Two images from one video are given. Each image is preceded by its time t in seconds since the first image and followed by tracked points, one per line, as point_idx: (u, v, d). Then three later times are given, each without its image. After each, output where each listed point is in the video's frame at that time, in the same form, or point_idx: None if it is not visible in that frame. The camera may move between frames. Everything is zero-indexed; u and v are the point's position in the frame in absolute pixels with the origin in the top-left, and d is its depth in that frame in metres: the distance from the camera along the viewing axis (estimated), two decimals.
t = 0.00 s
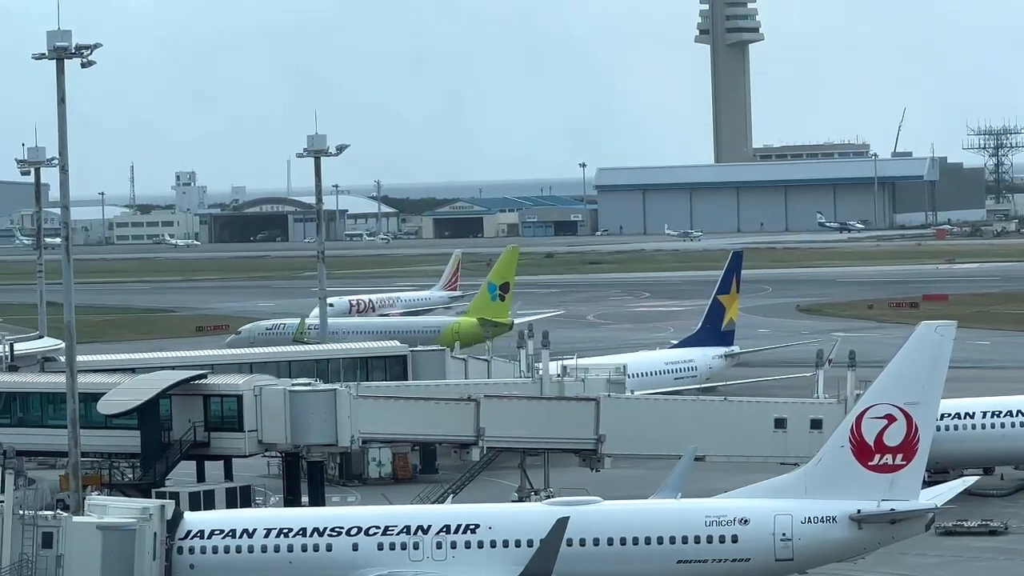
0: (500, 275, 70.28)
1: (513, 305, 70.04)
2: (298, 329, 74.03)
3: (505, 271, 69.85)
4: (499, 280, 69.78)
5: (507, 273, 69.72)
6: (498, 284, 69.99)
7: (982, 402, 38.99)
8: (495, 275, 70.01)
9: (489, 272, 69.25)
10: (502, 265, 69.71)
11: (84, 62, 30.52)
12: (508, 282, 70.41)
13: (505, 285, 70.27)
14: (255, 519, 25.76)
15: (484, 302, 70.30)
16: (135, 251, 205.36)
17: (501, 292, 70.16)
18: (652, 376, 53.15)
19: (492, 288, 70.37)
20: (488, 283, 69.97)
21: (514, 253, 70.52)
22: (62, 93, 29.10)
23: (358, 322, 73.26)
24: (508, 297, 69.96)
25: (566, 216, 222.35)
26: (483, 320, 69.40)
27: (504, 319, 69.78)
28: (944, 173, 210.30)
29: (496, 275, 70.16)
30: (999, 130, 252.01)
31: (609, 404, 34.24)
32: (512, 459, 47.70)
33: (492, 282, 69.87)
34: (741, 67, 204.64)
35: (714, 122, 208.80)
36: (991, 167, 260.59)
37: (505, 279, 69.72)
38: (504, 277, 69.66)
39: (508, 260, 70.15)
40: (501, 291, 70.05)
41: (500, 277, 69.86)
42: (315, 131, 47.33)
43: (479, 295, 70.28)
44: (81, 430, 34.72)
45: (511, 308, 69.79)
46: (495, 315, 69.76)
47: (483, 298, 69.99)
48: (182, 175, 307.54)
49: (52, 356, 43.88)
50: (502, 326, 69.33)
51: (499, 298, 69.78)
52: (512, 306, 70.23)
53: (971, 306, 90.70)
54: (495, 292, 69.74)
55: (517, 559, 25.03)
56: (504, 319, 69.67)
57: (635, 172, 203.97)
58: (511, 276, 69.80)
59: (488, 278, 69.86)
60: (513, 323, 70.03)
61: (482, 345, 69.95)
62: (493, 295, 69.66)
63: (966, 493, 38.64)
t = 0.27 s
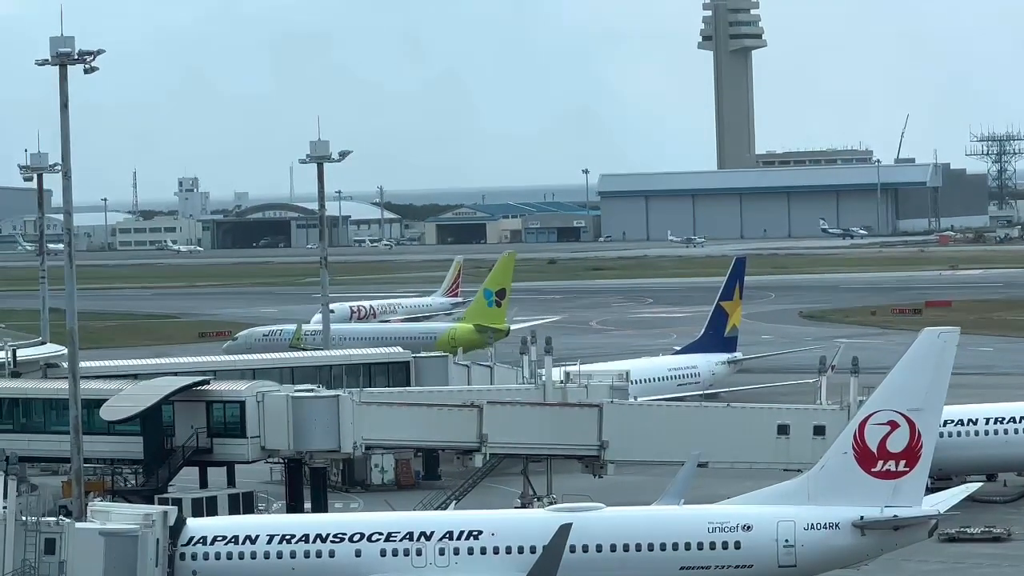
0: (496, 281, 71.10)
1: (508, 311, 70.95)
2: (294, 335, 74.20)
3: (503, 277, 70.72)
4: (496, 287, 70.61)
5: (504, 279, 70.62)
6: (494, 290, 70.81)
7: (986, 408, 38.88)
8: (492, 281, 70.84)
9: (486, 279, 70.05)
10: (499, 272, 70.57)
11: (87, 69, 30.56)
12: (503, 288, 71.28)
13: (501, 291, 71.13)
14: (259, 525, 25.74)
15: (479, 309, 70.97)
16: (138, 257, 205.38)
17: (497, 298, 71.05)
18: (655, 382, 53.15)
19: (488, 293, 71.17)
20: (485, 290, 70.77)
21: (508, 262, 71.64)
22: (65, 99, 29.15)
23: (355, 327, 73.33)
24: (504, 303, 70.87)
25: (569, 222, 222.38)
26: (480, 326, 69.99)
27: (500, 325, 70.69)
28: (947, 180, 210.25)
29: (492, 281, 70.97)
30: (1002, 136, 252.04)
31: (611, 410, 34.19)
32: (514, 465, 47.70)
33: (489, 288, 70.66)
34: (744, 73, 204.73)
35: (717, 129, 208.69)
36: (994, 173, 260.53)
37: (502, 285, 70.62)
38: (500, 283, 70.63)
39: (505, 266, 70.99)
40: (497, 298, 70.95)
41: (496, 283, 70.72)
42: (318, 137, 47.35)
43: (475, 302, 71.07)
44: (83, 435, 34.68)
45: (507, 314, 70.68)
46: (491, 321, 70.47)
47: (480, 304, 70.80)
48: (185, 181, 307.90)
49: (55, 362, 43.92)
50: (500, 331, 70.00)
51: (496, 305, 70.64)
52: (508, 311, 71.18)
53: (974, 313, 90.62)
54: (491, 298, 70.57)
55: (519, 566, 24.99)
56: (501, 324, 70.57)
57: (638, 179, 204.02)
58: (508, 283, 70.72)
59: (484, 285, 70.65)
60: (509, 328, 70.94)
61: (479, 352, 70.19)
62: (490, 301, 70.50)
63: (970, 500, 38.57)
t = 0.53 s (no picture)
0: (492, 285, 71.11)
1: (504, 315, 70.93)
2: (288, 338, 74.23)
3: (498, 281, 70.71)
4: (491, 291, 70.62)
5: (499, 283, 70.60)
6: (489, 294, 70.84)
7: (987, 413, 38.91)
8: (488, 285, 70.85)
9: (481, 283, 70.09)
10: (495, 276, 70.56)
11: (89, 72, 30.57)
12: (500, 292, 71.26)
13: (497, 295, 71.14)
14: (260, 529, 25.74)
15: (475, 312, 71.12)
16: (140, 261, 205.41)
17: (493, 302, 71.01)
18: (657, 387, 53.11)
19: (483, 297, 71.21)
20: (480, 293, 70.80)
21: (505, 264, 71.44)
22: (68, 103, 29.18)
23: (351, 331, 73.43)
24: (499, 307, 70.85)
25: (571, 227, 222.37)
26: (474, 329, 70.08)
27: (495, 329, 70.71)
28: (949, 185, 210.22)
29: (488, 285, 70.98)
30: (1004, 142, 252.06)
31: (614, 414, 34.17)
32: (516, 469, 47.70)
33: (484, 292, 70.68)
34: (745, 78, 204.80)
35: (719, 133, 208.57)
36: (996, 178, 260.54)
37: (497, 290, 70.60)
38: (496, 287, 70.58)
39: (501, 270, 70.97)
40: (493, 302, 70.96)
41: (492, 287, 70.71)
42: (321, 141, 47.40)
43: (470, 306, 71.14)
44: (85, 439, 34.68)
45: (503, 318, 70.68)
46: (486, 325, 70.60)
47: (475, 308, 70.87)
48: (187, 185, 307.96)
49: (57, 366, 43.93)
50: (493, 336, 70.14)
51: (491, 309, 70.65)
52: (504, 315, 71.15)
53: (976, 317, 90.62)
54: (487, 302, 70.60)
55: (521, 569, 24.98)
56: (496, 328, 70.60)
57: (640, 183, 203.99)
58: (504, 287, 70.68)
59: (480, 289, 70.68)
60: (504, 333, 70.94)
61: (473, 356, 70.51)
62: (485, 305, 70.54)
63: (971, 505, 38.58)
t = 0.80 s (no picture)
0: (484, 286, 71.42)
1: (495, 316, 71.26)
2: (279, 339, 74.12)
3: (490, 283, 71.09)
4: (484, 292, 70.91)
5: (492, 285, 70.98)
6: (481, 296, 71.13)
7: (986, 415, 38.94)
8: (480, 287, 71.14)
9: (474, 284, 70.33)
10: (487, 277, 70.91)
11: (88, 73, 30.59)
12: (490, 295, 71.61)
13: (488, 297, 71.46)
14: (259, 530, 25.74)
15: (466, 314, 71.28)
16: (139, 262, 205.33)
17: (484, 304, 71.30)
18: (656, 388, 53.10)
19: (474, 299, 71.45)
20: (472, 295, 71.04)
21: (496, 266, 71.84)
22: (67, 104, 29.18)
23: (344, 331, 73.42)
24: (491, 309, 71.16)
25: (570, 228, 222.39)
26: (467, 330, 70.13)
27: (487, 330, 70.97)
28: (948, 186, 210.20)
29: (479, 286, 71.28)
30: (1003, 143, 251.99)
31: (612, 416, 34.18)
32: (515, 470, 47.70)
33: (477, 293, 70.93)
34: (744, 79, 204.78)
35: (718, 134, 208.64)
36: (995, 180, 260.51)
37: (490, 291, 70.93)
38: (488, 288, 70.91)
39: (492, 272, 71.38)
40: (485, 303, 71.27)
41: (484, 289, 71.00)
42: (320, 142, 47.41)
43: (462, 307, 71.28)
44: (84, 440, 34.66)
45: (494, 319, 70.99)
46: (478, 326, 70.73)
47: (467, 309, 71.04)
48: (187, 186, 307.91)
49: (56, 367, 43.92)
50: (486, 336, 70.26)
51: (484, 310, 70.92)
52: (494, 318, 71.47)
53: (975, 319, 90.59)
54: (479, 304, 70.84)
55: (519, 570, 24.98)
56: (488, 329, 70.82)
57: (639, 184, 203.98)
58: (496, 289, 71.05)
59: (472, 290, 70.92)
60: (495, 335, 71.21)
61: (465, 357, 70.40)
62: (478, 306, 70.78)
63: (970, 506, 38.60)
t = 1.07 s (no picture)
0: (473, 285, 70.99)
1: (484, 315, 70.88)
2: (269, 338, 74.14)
3: (479, 282, 70.60)
4: (473, 291, 70.52)
5: (481, 284, 70.50)
6: (470, 294, 70.74)
7: (982, 415, 38.96)
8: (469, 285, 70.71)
9: (463, 284, 69.95)
10: (476, 276, 70.44)
11: (84, 72, 30.54)
12: (480, 292, 71.20)
13: (477, 295, 71.04)
14: (255, 529, 25.73)
15: (456, 312, 71.02)
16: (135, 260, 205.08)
17: (473, 302, 70.94)
18: (652, 387, 53.12)
19: (464, 297, 71.11)
20: (461, 293, 70.70)
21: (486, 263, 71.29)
22: (63, 102, 29.13)
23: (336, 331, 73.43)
24: (480, 307, 70.77)
25: (566, 227, 222.37)
26: (455, 330, 69.96)
27: (475, 329, 70.69)
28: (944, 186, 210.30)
29: (468, 285, 70.86)
30: (1000, 143, 252.15)
31: (608, 415, 34.20)
32: (511, 470, 47.71)
33: (465, 292, 70.57)
34: (740, 78, 204.71)
35: (714, 133, 208.70)
36: (991, 179, 260.62)
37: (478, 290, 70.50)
38: (477, 287, 70.45)
39: (482, 270, 70.87)
40: (474, 302, 71.08)
41: (473, 288, 70.59)
42: (315, 141, 47.34)
43: (451, 305, 71.03)
44: (80, 438, 34.65)
45: (483, 318, 70.64)
46: (467, 325, 70.51)
47: (456, 309, 70.76)
48: (183, 185, 307.60)
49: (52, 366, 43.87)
50: (475, 335, 70.03)
51: (472, 309, 70.59)
52: (484, 316, 71.12)
53: (971, 318, 90.61)
54: (467, 303, 70.50)
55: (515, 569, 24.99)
56: (476, 328, 70.56)
57: (636, 184, 203.98)
58: (485, 287, 70.56)
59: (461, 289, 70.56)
60: (485, 333, 70.93)
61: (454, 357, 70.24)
62: (466, 306, 70.45)
63: (966, 506, 38.62)
